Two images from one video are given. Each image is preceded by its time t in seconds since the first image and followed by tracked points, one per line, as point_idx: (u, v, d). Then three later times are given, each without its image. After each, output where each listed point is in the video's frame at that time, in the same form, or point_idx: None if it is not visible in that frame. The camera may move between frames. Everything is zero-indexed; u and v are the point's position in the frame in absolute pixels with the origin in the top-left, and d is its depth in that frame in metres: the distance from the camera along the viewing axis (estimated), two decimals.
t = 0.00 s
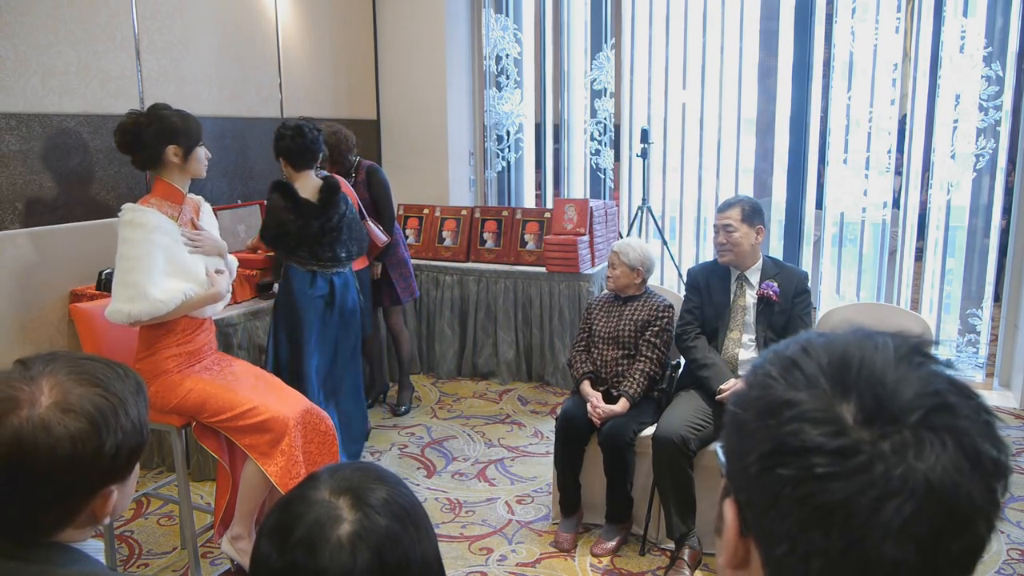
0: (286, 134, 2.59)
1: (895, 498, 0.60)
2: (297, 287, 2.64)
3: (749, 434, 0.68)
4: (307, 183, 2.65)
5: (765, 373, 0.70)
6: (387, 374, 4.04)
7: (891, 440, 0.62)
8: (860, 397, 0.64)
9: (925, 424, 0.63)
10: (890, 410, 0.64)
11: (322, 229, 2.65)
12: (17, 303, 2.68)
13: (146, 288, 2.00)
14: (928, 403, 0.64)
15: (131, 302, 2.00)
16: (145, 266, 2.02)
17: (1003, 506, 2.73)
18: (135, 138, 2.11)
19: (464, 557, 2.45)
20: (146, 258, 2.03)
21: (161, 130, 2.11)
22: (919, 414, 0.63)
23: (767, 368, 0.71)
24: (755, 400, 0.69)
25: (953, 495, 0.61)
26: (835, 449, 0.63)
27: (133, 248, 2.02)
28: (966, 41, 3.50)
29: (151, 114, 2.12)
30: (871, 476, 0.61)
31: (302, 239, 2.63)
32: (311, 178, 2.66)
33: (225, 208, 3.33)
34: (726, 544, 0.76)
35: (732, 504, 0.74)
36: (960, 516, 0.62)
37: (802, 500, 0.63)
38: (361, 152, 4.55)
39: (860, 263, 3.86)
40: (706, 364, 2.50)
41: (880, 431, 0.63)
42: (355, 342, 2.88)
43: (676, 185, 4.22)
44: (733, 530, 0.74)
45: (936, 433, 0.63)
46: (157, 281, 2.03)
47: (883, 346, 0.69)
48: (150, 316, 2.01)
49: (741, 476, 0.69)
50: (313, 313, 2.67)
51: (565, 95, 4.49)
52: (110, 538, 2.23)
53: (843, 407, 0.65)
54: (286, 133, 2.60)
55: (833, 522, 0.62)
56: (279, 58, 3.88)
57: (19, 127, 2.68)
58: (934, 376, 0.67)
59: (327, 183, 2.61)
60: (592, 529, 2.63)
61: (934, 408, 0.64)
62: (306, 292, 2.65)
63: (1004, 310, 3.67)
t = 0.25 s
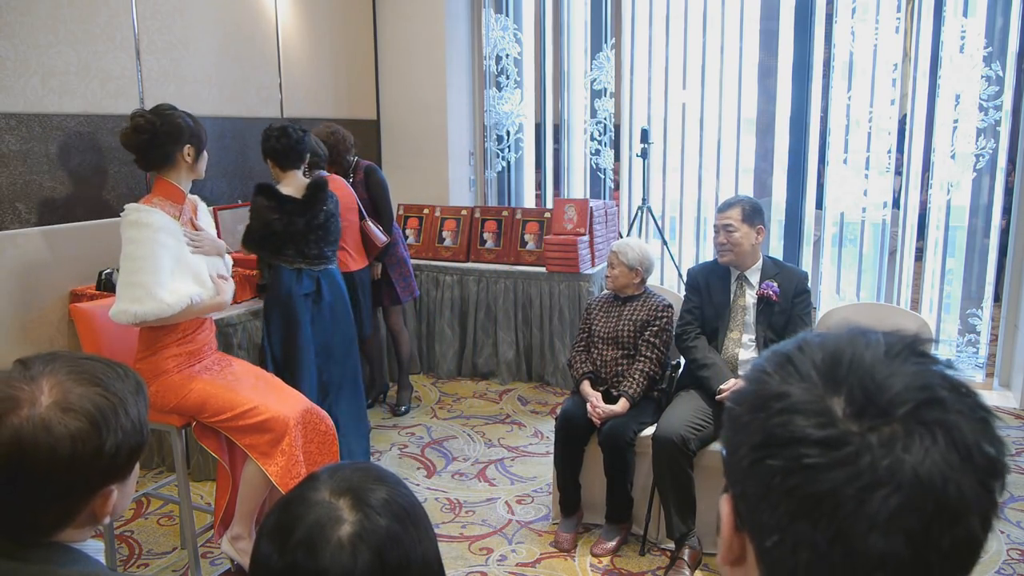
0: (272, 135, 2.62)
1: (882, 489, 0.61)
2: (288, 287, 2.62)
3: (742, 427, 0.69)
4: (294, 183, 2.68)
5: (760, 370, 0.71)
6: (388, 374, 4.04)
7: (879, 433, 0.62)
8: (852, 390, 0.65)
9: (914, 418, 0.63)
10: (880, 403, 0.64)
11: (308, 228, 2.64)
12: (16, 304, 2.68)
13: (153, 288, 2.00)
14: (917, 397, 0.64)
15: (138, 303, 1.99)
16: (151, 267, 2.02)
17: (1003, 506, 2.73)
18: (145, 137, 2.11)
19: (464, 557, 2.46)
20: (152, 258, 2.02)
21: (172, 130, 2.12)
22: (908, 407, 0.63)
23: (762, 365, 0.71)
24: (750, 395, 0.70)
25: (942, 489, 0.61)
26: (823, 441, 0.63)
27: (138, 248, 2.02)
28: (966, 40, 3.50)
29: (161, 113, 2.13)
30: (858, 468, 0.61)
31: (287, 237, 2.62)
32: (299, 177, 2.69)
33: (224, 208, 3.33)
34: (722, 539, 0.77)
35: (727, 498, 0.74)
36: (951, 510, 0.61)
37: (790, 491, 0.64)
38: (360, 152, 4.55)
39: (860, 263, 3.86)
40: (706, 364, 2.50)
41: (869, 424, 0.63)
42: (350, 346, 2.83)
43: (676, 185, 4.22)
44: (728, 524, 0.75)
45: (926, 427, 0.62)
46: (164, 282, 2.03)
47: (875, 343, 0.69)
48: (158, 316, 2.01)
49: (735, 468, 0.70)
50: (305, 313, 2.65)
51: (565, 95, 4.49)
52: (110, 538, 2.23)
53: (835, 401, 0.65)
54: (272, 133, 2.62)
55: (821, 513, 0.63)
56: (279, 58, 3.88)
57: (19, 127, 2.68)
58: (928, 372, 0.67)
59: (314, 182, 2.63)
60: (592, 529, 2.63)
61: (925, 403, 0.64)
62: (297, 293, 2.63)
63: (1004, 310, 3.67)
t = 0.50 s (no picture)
0: (252, 135, 2.64)
1: (874, 488, 0.61)
2: (265, 286, 2.63)
3: (736, 427, 0.69)
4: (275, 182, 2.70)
5: (754, 371, 0.71)
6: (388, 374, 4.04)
7: (872, 432, 0.62)
8: (844, 389, 0.65)
9: (907, 416, 0.63)
10: (872, 402, 0.64)
11: (285, 227, 2.65)
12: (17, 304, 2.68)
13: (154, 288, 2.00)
14: (911, 395, 0.63)
15: (139, 302, 1.99)
16: (153, 266, 2.02)
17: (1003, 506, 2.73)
18: (154, 134, 2.11)
19: (464, 557, 2.45)
20: (154, 258, 2.02)
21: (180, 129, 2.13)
22: (902, 405, 0.63)
23: (756, 365, 0.71)
24: (744, 395, 0.70)
25: (935, 488, 0.61)
26: (815, 441, 0.63)
27: (141, 248, 2.01)
28: (966, 40, 3.50)
29: (168, 113, 2.14)
30: (850, 467, 0.61)
31: (266, 237, 2.64)
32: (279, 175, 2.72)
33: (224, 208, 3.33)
34: (717, 539, 0.76)
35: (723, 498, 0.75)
36: (944, 510, 0.61)
37: (783, 490, 0.64)
38: (361, 152, 4.55)
39: (860, 263, 3.86)
40: (706, 364, 2.50)
41: (862, 423, 0.63)
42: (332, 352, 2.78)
43: (676, 185, 4.22)
44: (724, 524, 0.75)
45: (919, 426, 0.62)
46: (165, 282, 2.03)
47: (868, 343, 0.69)
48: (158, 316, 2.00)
49: (729, 468, 0.70)
50: (281, 313, 2.66)
51: (565, 95, 4.49)
52: (110, 538, 2.23)
53: (828, 400, 0.65)
54: (251, 133, 2.65)
55: (814, 512, 0.63)
56: (279, 58, 3.88)
57: (19, 127, 2.68)
58: (922, 370, 0.66)
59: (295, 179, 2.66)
60: (592, 529, 2.63)
61: (918, 402, 0.63)
62: (273, 292, 2.64)
63: (1004, 311, 3.67)
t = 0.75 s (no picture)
0: (241, 134, 2.66)
1: (870, 488, 0.61)
2: (251, 286, 2.66)
3: (734, 427, 0.69)
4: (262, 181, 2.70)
5: (753, 371, 0.71)
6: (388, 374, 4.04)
7: (868, 432, 0.62)
8: (842, 389, 0.64)
9: (904, 416, 0.63)
10: (869, 402, 0.63)
11: (269, 225, 2.67)
12: (17, 304, 2.68)
13: (155, 288, 2.00)
14: (908, 395, 0.63)
15: (140, 302, 1.99)
16: (154, 266, 2.02)
17: (1003, 506, 2.73)
18: (153, 134, 2.11)
19: (464, 557, 2.46)
20: (155, 257, 2.02)
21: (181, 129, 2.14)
22: (899, 405, 0.63)
23: (754, 365, 0.71)
24: (742, 396, 0.70)
25: (932, 487, 0.61)
26: (811, 440, 0.63)
27: (142, 247, 2.01)
28: (966, 41, 3.50)
29: (169, 113, 2.14)
30: (846, 466, 0.61)
31: (252, 236, 2.66)
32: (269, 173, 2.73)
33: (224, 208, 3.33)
34: (716, 540, 0.76)
35: (721, 497, 0.74)
36: (941, 510, 0.61)
37: (779, 490, 0.64)
38: (360, 152, 4.55)
39: (860, 263, 3.86)
40: (706, 364, 2.50)
41: (859, 423, 0.63)
42: (321, 351, 2.82)
43: (676, 185, 4.22)
44: (722, 523, 0.75)
45: (916, 426, 0.62)
46: (165, 282, 2.03)
47: (866, 343, 0.69)
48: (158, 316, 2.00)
49: (727, 467, 0.70)
50: (268, 313, 2.68)
51: (565, 95, 4.50)
52: (110, 538, 2.23)
53: (826, 399, 0.65)
54: (241, 132, 2.65)
55: (810, 511, 0.63)
56: (279, 58, 3.88)
57: (19, 127, 2.68)
58: (920, 370, 0.66)
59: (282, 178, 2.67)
60: (592, 529, 2.63)
61: (915, 402, 0.63)
62: (259, 292, 2.67)
63: (1004, 311, 3.67)
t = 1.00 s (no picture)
0: (243, 133, 2.68)
1: (875, 491, 0.61)
2: (254, 284, 2.67)
3: (737, 428, 0.69)
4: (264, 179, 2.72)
5: (754, 372, 0.71)
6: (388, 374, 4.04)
7: (873, 434, 0.62)
8: (846, 391, 0.64)
9: (909, 418, 0.63)
10: (875, 404, 0.63)
11: (271, 224, 2.67)
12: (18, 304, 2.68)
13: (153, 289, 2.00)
14: (913, 397, 0.63)
15: (138, 302, 1.99)
16: (151, 266, 2.01)
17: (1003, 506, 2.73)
18: (150, 134, 2.11)
19: (464, 557, 2.46)
20: (151, 257, 2.02)
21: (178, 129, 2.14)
22: (903, 408, 0.63)
23: (756, 366, 0.71)
24: (744, 397, 0.69)
25: (936, 488, 0.61)
26: (817, 443, 0.63)
27: (140, 247, 2.01)
28: (966, 41, 3.50)
29: (167, 113, 2.14)
30: (852, 469, 0.61)
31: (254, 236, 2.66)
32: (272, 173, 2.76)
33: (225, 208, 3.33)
34: (717, 541, 0.76)
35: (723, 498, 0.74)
36: (945, 512, 0.61)
37: (784, 492, 0.64)
38: (361, 152, 4.55)
39: (860, 263, 3.86)
40: (706, 364, 2.50)
41: (863, 425, 0.63)
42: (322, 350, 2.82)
43: (676, 185, 4.22)
44: (724, 525, 0.75)
45: (921, 428, 0.62)
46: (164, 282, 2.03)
47: (870, 343, 0.69)
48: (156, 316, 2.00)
49: (729, 469, 0.70)
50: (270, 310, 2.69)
51: (565, 95, 4.50)
52: (110, 538, 2.23)
53: (829, 401, 0.65)
54: (242, 131, 2.68)
55: (815, 514, 0.63)
56: (279, 58, 3.88)
57: (19, 127, 2.68)
58: (923, 371, 0.66)
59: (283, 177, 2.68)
60: (592, 529, 2.63)
61: (920, 404, 0.63)
62: (261, 289, 2.67)
63: (1004, 311, 3.67)
